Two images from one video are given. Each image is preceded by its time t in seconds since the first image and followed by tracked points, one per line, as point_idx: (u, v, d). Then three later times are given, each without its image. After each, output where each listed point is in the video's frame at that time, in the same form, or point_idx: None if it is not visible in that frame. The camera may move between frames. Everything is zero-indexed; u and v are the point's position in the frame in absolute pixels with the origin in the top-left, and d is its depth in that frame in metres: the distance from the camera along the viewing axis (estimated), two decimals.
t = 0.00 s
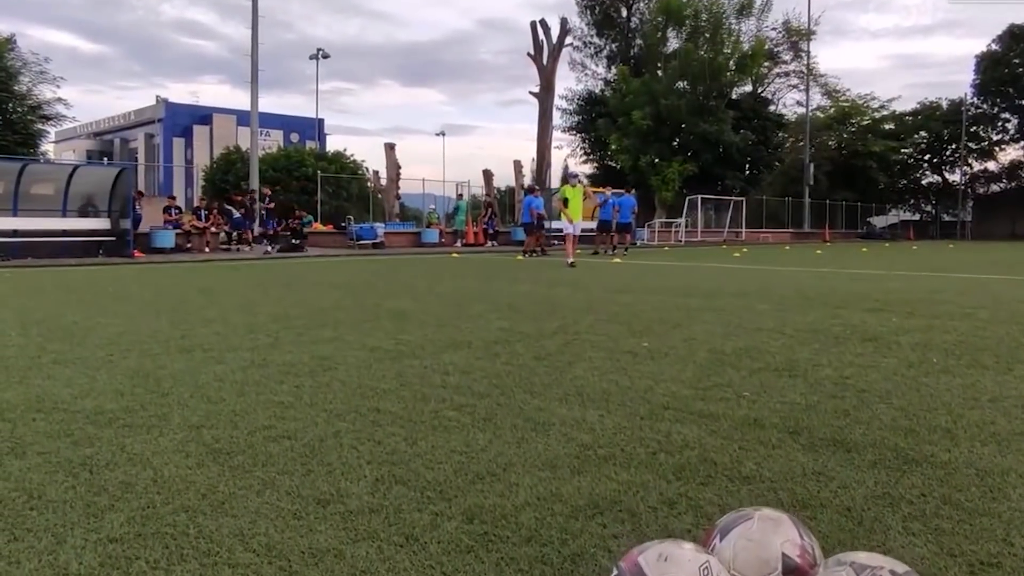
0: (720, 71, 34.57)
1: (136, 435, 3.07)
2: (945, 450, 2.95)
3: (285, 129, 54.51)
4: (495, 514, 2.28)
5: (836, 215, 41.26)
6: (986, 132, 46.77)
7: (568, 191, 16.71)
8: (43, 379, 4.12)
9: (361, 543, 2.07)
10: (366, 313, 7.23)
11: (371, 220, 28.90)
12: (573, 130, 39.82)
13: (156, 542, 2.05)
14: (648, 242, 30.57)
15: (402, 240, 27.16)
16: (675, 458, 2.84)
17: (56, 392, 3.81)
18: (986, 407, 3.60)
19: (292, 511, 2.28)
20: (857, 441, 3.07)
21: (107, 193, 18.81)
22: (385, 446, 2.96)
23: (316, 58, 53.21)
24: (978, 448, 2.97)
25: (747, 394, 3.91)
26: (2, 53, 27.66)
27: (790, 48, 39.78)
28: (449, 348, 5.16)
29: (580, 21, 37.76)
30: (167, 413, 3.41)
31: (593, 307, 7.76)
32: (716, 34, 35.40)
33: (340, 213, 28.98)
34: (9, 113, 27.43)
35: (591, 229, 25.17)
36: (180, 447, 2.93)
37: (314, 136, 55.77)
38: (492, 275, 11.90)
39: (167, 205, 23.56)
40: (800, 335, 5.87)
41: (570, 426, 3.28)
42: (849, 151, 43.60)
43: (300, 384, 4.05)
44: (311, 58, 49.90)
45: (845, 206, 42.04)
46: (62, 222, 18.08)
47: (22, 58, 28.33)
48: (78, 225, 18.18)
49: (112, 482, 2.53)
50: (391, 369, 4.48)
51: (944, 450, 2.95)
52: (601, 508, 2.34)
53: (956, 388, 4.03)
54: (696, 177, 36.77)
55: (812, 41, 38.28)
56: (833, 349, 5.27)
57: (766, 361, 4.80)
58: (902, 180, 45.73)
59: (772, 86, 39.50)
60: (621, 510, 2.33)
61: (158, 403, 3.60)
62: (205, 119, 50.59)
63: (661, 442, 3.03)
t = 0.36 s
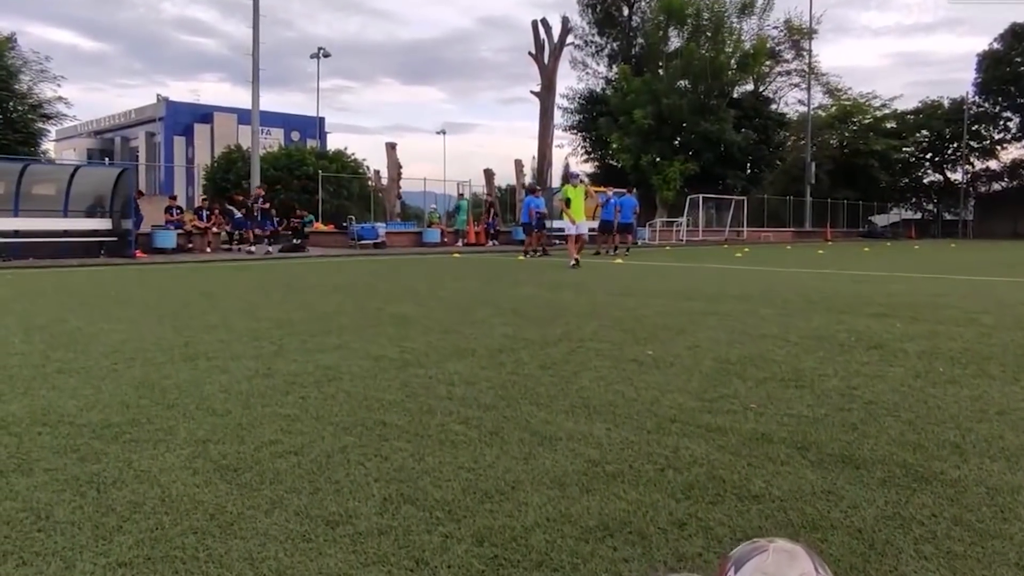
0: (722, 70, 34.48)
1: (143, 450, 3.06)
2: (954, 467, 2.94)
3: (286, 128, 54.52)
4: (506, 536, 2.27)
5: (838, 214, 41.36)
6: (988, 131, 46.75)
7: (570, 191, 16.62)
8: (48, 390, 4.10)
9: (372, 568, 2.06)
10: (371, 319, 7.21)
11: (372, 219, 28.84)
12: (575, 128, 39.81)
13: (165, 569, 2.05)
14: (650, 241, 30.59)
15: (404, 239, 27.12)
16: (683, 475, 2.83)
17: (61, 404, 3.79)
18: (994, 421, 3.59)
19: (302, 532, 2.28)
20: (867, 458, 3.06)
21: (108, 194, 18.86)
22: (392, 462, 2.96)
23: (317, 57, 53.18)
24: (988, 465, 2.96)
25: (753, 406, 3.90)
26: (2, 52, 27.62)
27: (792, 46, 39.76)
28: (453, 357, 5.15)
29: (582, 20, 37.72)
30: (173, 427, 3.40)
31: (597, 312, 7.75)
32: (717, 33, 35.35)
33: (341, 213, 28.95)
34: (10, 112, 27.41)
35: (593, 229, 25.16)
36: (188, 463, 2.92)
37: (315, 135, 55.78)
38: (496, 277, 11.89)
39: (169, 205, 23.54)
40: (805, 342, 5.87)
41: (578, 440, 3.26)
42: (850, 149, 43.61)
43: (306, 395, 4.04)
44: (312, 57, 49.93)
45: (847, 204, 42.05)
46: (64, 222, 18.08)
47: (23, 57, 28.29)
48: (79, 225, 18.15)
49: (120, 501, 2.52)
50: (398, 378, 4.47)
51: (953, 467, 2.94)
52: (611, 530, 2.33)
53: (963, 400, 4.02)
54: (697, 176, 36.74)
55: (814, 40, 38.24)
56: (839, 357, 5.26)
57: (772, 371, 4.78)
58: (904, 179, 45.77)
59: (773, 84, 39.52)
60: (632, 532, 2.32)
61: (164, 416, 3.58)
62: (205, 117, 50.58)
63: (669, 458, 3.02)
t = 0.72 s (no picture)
0: (723, 68, 34.39)
1: (151, 465, 3.01)
2: (976, 483, 2.89)
3: (286, 126, 54.48)
4: (525, 559, 2.23)
5: (839, 212, 41.45)
6: (990, 129, 46.73)
7: (573, 190, 16.35)
8: (53, 400, 4.04)
9: None
10: (376, 323, 7.17)
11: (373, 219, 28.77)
12: (576, 127, 39.78)
13: None
14: (652, 240, 30.55)
15: (405, 239, 26.99)
16: (702, 491, 2.79)
17: (67, 414, 3.74)
18: (1012, 433, 3.55)
19: (318, 555, 2.24)
20: (885, 472, 3.02)
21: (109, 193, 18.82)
22: (404, 477, 2.91)
23: (317, 55, 53.12)
24: (1009, 481, 2.92)
25: (766, 417, 3.86)
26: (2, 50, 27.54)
27: (793, 44, 39.75)
28: (461, 364, 5.11)
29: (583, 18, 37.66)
30: (181, 439, 3.35)
31: (604, 316, 7.71)
32: (719, 31, 35.28)
33: (342, 211, 28.86)
34: (10, 110, 27.35)
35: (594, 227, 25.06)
36: (197, 478, 2.88)
37: (315, 133, 55.76)
38: (499, 279, 11.86)
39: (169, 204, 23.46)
40: (815, 349, 5.82)
41: (591, 454, 3.22)
42: (851, 148, 43.58)
43: (314, 405, 3.99)
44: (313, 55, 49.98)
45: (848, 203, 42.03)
46: (65, 222, 18.03)
47: (22, 55, 28.24)
48: (79, 225, 18.11)
49: (130, 520, 2.48)
50: (406, 386, 4.43)
51: (974, 483, 2.90)
52: (632, 552, 2.29)
53: (978, 409, 3.98)
54: (698, 175, 36.68)
55: (815, 38, 38.21)
56: (850, 364, 5.21)
57: (783, 379, 4.74)
58: (905, 177, 45.83)
59: (775, 83, 39.51)
60: (652, 553, 2.28)
61: (172, 427, 3.53)
62: (206, 115, 50.50)
63: (685, 473, 2.98)
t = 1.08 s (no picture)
0: (725, 66, 34.37)
1: (159, 480, 2.95)
2: (1002, 500, 2.83)
3: (286, 124, 54.40)
4: None
5: (840, 212, 41.50)
6: (992, 128, 46.70)
7: (579, 191, 16.20)
8: (58, 409, 3.98)
9: None
10: (381, 327, 7.11)
11: (374, 218, 28.68)
12: (576, 126, 39.75)
13: None
14: (653, 239, 30.52)
15: (405, 239, 26.89)
16: (723, 508, 2.73)
17: (71, 425, 3.67)
18: None
19: None
20: (907, 486, 2.97)
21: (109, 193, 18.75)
22: (418, 494, 2.85)
23: (317, 54, 53.03)
24: None
25: (783, 428, 3.79)
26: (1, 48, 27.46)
27: (795, 43, 39.72)
28: (469, 370, 5.05)
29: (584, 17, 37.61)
30: (189, 452, 3.28)
31: (611, 319, 7.64)
32: (720, 30, 35.19)
33: (343, 211, 28.78)
34: (9, 109, 27.26)
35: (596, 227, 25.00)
36: (206, 494, 2.81)
37: (315, 131, 55.68)
38: (503, 281, 11.79)
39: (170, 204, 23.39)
40: (825, 354, 5.77)
41: (607, 468, 3.16)
42: (852, 147, 43.57)
43: (322, 415, 3.93)
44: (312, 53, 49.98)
45: (849, 202, 41.98)
46: (66, 222, 17.96)
47: (22, 53, 28.16)
48: (79, 225, 18.04)
49: (139, 541, 2.41)
50: (416, 394, 4.37)
51: (1000, 499, 2.84)
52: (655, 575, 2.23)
53: (997, 420, 3.92)
54: (699, 175, 36.63)
55: (817, 37, 38.16)
56: (862, 371, 5.15)
57: (796, 387, 4.67)
58: (907, 176, 45.84)
59: (776, 81, 39.47)
60: None
61: (179, 439, 3.47)
62: (206, 114, 50.41)
63: (704, 489, 2.91)
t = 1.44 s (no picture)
0: (726, 65, 34.17)
1: (158, 499, 2.84)
2: None
3: (285, 124, 54.28)
4: None
5: (841, 211, 41.50)
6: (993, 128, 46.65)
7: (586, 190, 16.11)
8: (52, 421, 3.86)
9: None
10: (383, 332, 6.99)
11: (374, 218, 28.56)
12: (577, 125, 39.66)
13: None
14: (654, 239, 30.47)
15: (405, 239, 26.78)
16: (745, 531, 2.62)
17: (65, 439, 3.55)
18: None
19: None
20: (934, 506, 2.86)
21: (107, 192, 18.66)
22: (427, 515, 2.73)
23: (317, 53, 52.89)
24: None
25: (799, 441, 3.69)
26: None
27: (796, 42, 39.65)
28: (474, 379, 4.93)
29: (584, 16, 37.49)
30: (188, 469, 3.17)
31: (618, 324, 7.54)
32: (721, 29, 35.05)
33: (342, 210, 28.66)
34: (7, 108, 27.13)
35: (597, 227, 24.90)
36: (207, 515, 2.71)
37: (314, 130, 55.54)
38: (505, 283, 11.69)
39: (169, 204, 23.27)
40: (836, 362, 5.67)
41: (622, 485, 3.05)
42: (853, 146, 43.50)
43: (326, 427, 3.82)
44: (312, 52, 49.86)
45: (850, 202, 41.92)
46: (64, 221, 17.89)
47: (20, 51, 28.03)
48: (77, 225, 17.93)
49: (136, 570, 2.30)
50: (421, 405, 4.26)
51: None
52: None
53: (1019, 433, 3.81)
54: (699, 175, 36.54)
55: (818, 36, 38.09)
56: (876, 380, 5.04)
57: (810, 397, 4.56)
58: (908, 175, 45.82)
59: (777, 81, 39.40)
60: None
61: (178, 454, 3.35)
62: (205, 113, 50.27)
63: (723, 509, 2.81)
